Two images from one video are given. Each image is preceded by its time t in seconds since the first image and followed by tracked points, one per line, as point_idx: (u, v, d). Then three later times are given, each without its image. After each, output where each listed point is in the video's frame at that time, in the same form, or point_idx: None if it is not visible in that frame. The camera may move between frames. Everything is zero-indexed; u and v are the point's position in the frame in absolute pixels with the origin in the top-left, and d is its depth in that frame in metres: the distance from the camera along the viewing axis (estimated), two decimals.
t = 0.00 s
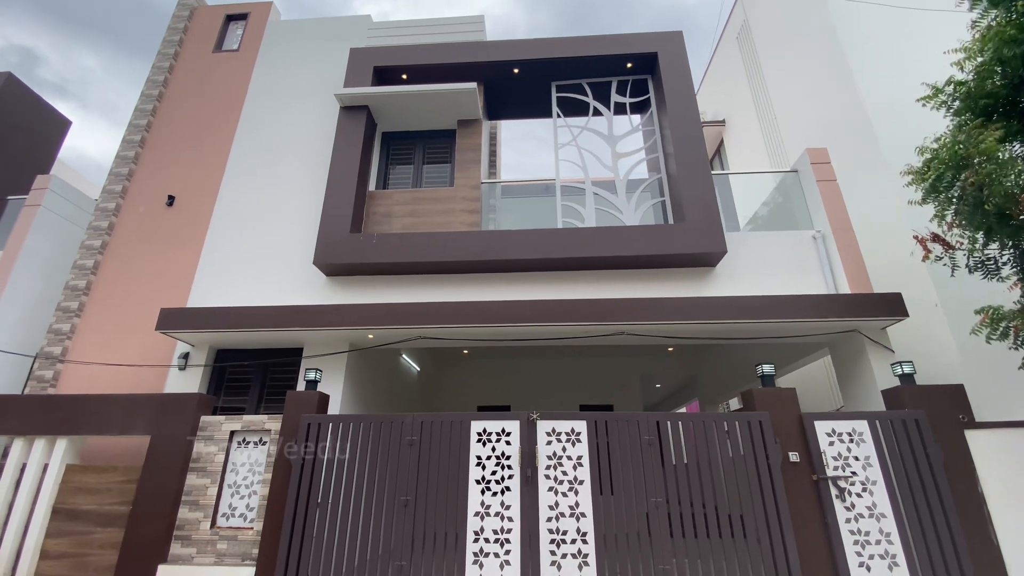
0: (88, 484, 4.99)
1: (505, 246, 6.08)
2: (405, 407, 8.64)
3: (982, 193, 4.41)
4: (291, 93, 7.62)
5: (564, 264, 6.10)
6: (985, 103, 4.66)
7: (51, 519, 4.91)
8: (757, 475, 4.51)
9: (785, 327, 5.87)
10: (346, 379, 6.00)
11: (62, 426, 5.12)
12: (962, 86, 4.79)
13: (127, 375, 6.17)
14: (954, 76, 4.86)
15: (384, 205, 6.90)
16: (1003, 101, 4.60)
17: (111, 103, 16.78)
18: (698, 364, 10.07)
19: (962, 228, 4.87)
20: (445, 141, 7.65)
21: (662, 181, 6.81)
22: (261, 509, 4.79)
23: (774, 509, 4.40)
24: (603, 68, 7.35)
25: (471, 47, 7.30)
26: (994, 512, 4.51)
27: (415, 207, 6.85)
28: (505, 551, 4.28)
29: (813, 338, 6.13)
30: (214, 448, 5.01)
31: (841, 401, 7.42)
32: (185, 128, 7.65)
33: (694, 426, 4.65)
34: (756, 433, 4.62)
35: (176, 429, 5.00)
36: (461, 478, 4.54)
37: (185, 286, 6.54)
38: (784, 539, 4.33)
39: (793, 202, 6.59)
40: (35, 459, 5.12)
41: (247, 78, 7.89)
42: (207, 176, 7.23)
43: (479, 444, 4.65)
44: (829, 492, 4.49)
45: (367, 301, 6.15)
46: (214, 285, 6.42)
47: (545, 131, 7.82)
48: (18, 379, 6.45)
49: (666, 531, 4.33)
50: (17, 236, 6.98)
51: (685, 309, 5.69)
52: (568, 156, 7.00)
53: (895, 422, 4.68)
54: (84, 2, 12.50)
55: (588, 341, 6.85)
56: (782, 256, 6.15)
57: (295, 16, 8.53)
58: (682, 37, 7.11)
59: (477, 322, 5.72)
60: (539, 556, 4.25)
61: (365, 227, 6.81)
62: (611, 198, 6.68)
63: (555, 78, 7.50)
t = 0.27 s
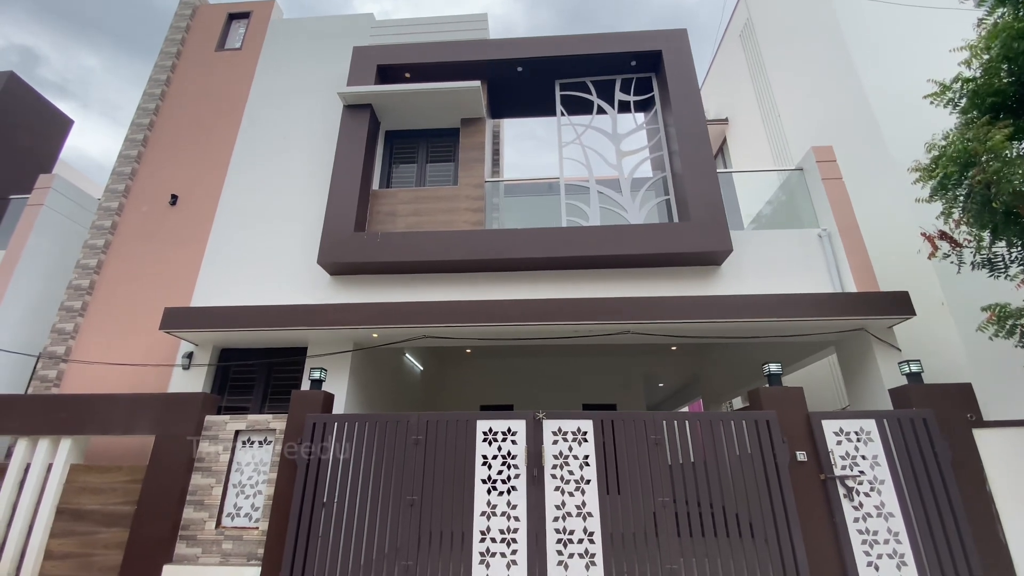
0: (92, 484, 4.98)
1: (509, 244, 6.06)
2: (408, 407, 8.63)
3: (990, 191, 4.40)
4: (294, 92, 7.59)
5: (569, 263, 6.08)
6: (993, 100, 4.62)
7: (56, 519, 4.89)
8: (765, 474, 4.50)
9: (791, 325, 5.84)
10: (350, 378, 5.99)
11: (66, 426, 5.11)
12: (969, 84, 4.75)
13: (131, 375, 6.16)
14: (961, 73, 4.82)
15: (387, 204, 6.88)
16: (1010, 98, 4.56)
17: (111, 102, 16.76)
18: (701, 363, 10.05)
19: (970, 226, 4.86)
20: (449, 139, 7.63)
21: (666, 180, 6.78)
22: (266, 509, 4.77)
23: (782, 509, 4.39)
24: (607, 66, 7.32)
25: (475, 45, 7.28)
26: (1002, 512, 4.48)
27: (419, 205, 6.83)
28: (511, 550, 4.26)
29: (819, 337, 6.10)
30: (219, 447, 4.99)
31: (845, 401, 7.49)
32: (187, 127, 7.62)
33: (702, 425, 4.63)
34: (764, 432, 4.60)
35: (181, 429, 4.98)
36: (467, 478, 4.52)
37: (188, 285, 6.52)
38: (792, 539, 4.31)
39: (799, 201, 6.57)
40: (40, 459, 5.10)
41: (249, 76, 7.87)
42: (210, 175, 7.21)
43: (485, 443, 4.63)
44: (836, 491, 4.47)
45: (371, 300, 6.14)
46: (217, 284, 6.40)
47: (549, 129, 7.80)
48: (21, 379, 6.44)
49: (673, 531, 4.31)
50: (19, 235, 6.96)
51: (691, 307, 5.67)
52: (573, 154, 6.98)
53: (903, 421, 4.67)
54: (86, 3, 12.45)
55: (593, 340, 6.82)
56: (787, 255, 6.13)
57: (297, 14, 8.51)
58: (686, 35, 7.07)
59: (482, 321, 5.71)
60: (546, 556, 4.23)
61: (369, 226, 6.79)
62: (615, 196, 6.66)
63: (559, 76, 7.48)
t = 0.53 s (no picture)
0: (96, 483, 4.97)
1: (513, 243, 6.05)
2: (411, 406, 8.63)
3: (995, 190, 4.38)
4: (296, 91, 7.58)
5: (573, 262, 6.07)
6: (999, 98, 4.60)
7: (59, 519, 4.88)
8: (770, 474, 4.48)
9: (795, 325, 5.83)
10: (354, 377, 5.98)
11: (70, 425, 5.10)
12: (974, 82, 4.72)
13: (134, 374, 6.15)
14: (966, 72, 4.79)
15: (390, 203, 6.88)
16: (1015, 95, 4.54)
17: (111, 102, 16.73)
18: (702, 363, 10.08)
19: (975, 225, 4.85)
20: (451, 138, 7.62)
21: (670, 179, 6.77)
22: (270, 508, 4.76)
23: (788, 508, 4.37)
24: (610, 65, 7.30)
25: (478, 44, 7.26)
26: (1008, 511, 4.47)
27: (422, 204, 6.83)
28: (516, 550, 4.25)
29: (823, 336, 6.09)
30: (222, 446, 4.98)
31: (849, 401, 7.43)
32: (190, 126, 7.62)
33: (707, 425, 4.61)
34: (769, 432, 4.59)
35: (184, 428, 4.98)
36: (472, 477, 4.51)
37: (191, 284, 6.51)
38: (797, 538, 4.30)
39: (802, 200, 6.56)
40: (43, 458, 5.10)
41: (252, 75, 7.86)
42: (213, 174, 7.20)
43: (489, 443, 4.62)
44: (842, 490, 4.46)
45: (374, 299, 6.13)
46: (220, 283, 6.39)
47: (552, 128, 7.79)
48: (24, 378, 6.46)
49: (678, 530, 4.30)
50: (22, 234, 6.94)
51: (695, 306, 5.66)
52: (576, 153, 6.96)
53: (908, 421, 4.65)
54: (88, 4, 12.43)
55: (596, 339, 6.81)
56: (792, 254, 6.12)
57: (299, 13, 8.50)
58: (689, 34, 7.06)
59: (486, 320, 5.70)
60: (551, 555, 4.22)
61: (372, 225, 6.78)
62: (618, 195, 6.65)
63: (562, 74, 7.47)
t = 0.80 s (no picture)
0: (101, 483, 4.96)
1: (517, 243, 6.04)
2: (413, 406, 8.62)
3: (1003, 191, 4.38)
4: (300, 91, 7.58)
5: (577, 262, 6.07)
6: (1005, 99, 4.58)
7: (64, 518, 4.88)
8: (776, 474, 4.48)
9: (799, 325, 5.83)
10: (358, 377, 5.98)
11: (74, 424, 5.10)
12: (980, 82, 4.71)
13: (137, 373, 6.15)
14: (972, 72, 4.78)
15: (394, 203, 6.87)
16: (1021, 95, 4.53)
17: (113, 102, 16.75)
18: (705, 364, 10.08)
19: (981, 226, 4.84)
20: (455, 138, 7.61)
21: (674, 179, 6.77)
22: (275, 508, 4.76)
23: (794, 509, 4.37)
24: (614, 64, 7.29)
25: (482, 44, 7.25)
26: (1014, 512, 4.47)
27: (426, 204, 6.83)
28: (522, 550, 4.25)
29: (827, 336, 6.09)
30: (227, 446, 4.98)
31: (854, 399, 7.41)
32: (193, 125, 7.62)
33: (713, 425, 4.61)
34: (775, 432, 4.58)
35: (189, 427, 4.97)
36: (477, 477, 4.50)
37: (195, 284, 6.51)
38: (804, 538, 4.29)
39: (807, 200, 6.56)
40: (48, 457, 5.10)
41: (255, 75, 7.86)
42: (217, 173, 7.20)
43: (495, 442, 4.61)
44: (848, 491, 4.46)
45: (379, 298, 6.13)
46: (225, 283, 6.39)
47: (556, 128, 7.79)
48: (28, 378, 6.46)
49: (684, 530, 4.30)
50: (25, 233, 6.93)
51: (700, 306, 5.66)
52: (580, 153, 6.96)
53: (914, 421, 4.65)
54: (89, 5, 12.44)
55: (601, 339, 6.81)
56: (796, 254, 6.11)
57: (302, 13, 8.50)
58: (693, 34, 7.05)
59: (491, 320, 5.70)
60: (557, 555, 4.21)
61: (376, 224, 6.78)
62: (622, 195, 6.65)
63: (566, 74, 7.47)
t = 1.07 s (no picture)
0: (106, 482, 4.95)
1: (522, 244, 6.04)
2: (415, 406, 8.60)
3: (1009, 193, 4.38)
4: (304, 90, 7.57)
5: (582, 262, 6.06)
6: (1009, 101, 4.59)
7: (69, 518, 4.86)
8: (783, 474, 4.48)
9: (805, 325, 5.83)
10: (363, 377, 5.97)
11: (79, 424, 5.08)
12: (985, 85, 4.72)
13: (142, 373, 6.14)
14: (976, 75, 4.78)
15: (399, 203, 6.87)
16: None
17: (114, 100, 16.74)
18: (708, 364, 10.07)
19: (987, 227, 4.84)
20: (459, 138, 7.60)
21: (678, 179, 6.77)
22: (281, 508, 4.75)
23: (801, 509, 4.37)
24: (619, 65, 7.30)
25: (486, 44, 7.25)
26: (1020, 513, 4.47)
27: (430, 204, 6.82)
28: (529, 550, 4.24)
29: (833, 337, 6.10)
30: (233, 446, 4.97)
31: (859, 400, 7.49)
32: (197, 124, 7.60)
33: (720, 426, 4.61)
34: (781, 432, 4.58)
35: (195, 427, 4.96)
36: (484, 477, 4.50)
37: (199, 283, 6.50)
38: (811, 539, 4.29)
39: (811, 201, 6.56)
40: (53, 457, 5.08)
41: (259, 74, 7.85)
42: (221, 173, 7.19)
43: (501, 443, 4.61)
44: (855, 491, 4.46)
45: (383, 298, 6.12)
46: (229, 282, 6.38)
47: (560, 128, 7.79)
48: (31, 376, 6.51)
49: (691, 531, 4.30)
50: (29, 232, 6.91)
51: (705, 307, 5.66)
52: (584, 153, 6.96)
53: (920, 422, 4.66)
54: (90, 6, 12.46)
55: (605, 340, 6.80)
56: (801, 255, 6.12)
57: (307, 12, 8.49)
58: (698, 34, 7.05)
59: (496, 320, 5.69)
60: (564, 555, 4.21)
61: (381, 224, 6.77)
62: (627, 196, 6.65)
63: (570, 75, 7.46)
